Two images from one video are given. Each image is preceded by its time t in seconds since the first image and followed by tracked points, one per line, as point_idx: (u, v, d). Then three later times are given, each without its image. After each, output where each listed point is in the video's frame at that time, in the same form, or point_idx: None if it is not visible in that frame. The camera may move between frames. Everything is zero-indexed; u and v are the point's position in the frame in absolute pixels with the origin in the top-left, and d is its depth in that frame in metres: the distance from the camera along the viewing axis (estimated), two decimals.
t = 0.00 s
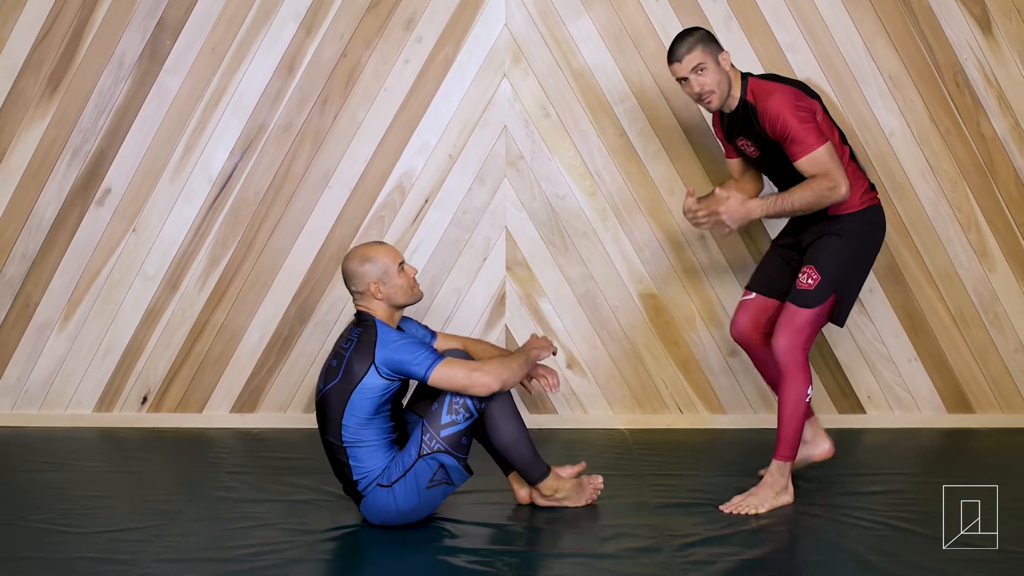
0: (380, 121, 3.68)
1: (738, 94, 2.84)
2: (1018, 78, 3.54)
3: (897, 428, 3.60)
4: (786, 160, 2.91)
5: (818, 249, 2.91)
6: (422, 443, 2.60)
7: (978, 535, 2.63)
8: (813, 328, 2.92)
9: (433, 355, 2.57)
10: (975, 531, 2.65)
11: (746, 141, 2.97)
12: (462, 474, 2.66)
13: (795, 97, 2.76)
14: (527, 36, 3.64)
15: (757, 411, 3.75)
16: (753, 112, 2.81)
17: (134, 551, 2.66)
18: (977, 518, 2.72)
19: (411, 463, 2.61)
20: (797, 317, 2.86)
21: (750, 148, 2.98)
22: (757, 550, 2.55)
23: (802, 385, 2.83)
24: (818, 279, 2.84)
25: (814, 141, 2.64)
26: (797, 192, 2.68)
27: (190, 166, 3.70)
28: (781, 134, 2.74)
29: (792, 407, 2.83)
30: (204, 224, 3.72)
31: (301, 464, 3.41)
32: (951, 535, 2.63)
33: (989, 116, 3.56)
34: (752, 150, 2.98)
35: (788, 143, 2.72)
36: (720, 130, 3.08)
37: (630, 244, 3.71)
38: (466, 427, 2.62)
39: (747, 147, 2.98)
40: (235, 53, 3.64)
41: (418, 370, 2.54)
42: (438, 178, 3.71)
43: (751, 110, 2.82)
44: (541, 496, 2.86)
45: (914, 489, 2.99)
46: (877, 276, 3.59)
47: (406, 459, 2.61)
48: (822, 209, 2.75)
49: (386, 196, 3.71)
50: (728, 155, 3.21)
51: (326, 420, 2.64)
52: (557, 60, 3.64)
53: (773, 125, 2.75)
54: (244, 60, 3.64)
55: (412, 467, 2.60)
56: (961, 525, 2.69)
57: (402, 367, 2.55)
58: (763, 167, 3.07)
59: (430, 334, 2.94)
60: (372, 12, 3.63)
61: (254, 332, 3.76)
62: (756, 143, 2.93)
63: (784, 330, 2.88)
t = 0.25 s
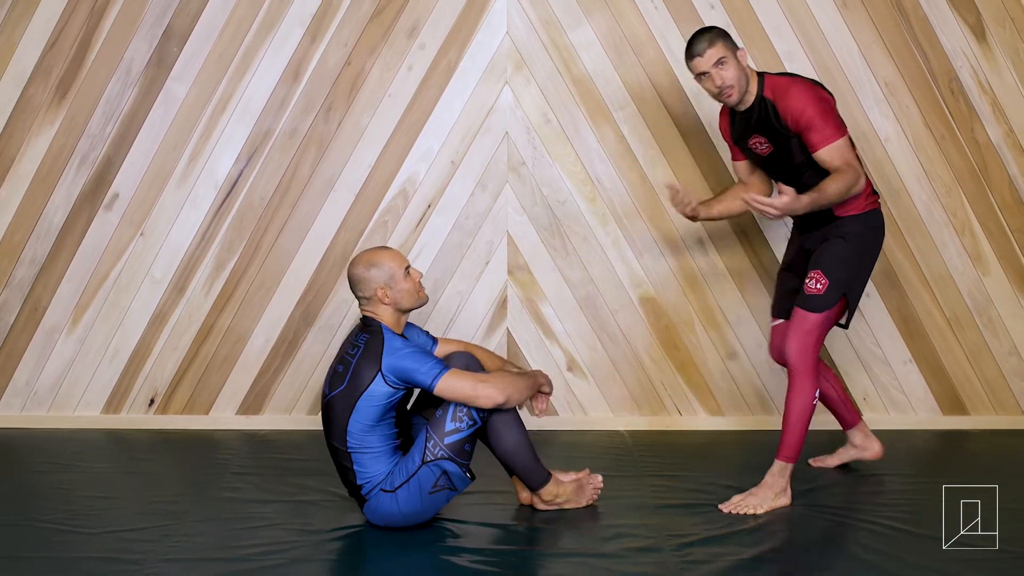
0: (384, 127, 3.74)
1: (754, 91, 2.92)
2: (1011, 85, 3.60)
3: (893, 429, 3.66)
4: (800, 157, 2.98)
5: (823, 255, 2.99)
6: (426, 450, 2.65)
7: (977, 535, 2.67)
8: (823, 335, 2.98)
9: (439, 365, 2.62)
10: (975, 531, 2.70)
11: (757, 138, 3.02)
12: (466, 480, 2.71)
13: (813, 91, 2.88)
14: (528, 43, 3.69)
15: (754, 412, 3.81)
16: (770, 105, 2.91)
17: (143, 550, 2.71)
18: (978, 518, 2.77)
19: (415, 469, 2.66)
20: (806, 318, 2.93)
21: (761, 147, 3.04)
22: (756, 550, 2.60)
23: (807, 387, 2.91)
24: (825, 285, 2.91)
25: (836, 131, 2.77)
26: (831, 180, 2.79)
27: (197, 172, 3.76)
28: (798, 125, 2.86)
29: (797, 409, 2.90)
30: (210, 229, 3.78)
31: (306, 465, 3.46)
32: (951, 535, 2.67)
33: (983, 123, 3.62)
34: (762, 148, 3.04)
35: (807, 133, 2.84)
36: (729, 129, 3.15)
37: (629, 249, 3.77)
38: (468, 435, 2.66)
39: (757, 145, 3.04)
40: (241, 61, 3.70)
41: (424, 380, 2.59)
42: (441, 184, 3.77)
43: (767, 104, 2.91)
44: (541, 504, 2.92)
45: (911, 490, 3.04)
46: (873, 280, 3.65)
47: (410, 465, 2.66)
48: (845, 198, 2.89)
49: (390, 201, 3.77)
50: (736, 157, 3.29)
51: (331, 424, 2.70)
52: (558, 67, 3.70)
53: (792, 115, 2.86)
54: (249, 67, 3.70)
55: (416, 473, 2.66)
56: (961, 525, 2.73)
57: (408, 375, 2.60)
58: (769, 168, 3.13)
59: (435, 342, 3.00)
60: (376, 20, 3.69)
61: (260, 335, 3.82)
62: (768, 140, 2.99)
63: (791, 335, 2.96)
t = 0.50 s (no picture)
0: (387, 133, 3.80)
1: (771, 94, 3.01)
2: (1004, 92, 3.66)
3: (888, 431, 3.72)
4: (817, 162, 3.07)
5: (831, 270, 3.09)
6: (428, 454, 2.70)
7: (977, 535, 2.72)
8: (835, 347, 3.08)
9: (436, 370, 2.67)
10: (975, 531, 2.75)
11: (775, 139, 3.09)
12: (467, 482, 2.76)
13: (832, 94, 2.99)
14: (529, 51, 3.75)
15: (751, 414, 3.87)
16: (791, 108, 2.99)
17: (150, 550, 2.76)
18: (977, 519, 2.82)
19: (417, 473, 2.71)
20: (823, 329, 3.02)
21: (778, 148, 3.11)
22: (755, 549, 2.65)
23: (822, 392, 2.98)
24: (839, 300, 3.03)
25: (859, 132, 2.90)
26: (846, 190, 2.92)
27: (203, 178, 3.82)
28: (820, 127, 2.97)
29: (813, 412, 2.96)
30: (217, 234, 3.84)
31: (310, 466, 3.52)
32: (951, 535, 2.72)
33: (977, 129, 3.67)
34: (778, 150, 3.11)
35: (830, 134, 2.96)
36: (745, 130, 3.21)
37: (628, 253, 3.83)
38: (469, 439, 2.72)
39: (774, 146, 3.11)
40: (247, 69, 3.76)
41: (422, 387, 2.64)
42: (443, 189, 3.82)
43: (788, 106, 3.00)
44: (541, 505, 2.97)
45: (907, 490, 3.10)
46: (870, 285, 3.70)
47: (412, 470, 2.72)
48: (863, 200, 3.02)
49: (393, 206, 3.83)
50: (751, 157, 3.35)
51: (332, 434, 2.74)
52: (558, 75, 3.76)
53: (814, 117, 2.96)
54: (255, 74, 3.76)
55: (419, 478, 2.71)
56: (961, 525, 2.78)
57: (405, 383, 2.65)
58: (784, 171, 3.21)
59: (427, 344, 3.06)
60: (380, 28, 3.75)
61: (265, 338, 3.88)
62: (787, 141, 3.07)
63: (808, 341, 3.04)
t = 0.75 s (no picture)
0: (391, 141, 3.86)
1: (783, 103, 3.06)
2: (998, 100, 3.72)
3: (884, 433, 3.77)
4: (825, 171, 3.12)
5: (829, 275, 3.15)
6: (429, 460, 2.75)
7: (976, 535, 2.77)
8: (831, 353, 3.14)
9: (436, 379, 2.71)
10: (975, 531, 2.80)
11: (785, 147, 3.15)
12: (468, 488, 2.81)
13: (843, 106, 3.03)
14: (530, 60, 3.82)
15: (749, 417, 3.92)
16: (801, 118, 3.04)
17: (159, 551, 2.82)
18: (978, 519, 2.88)
19: (418, 479, 2.77)
20: (819, 332, 3.08)
21: (787, 156, 3.16)
22: (752, 550, 2.71)
23: (815, 395, 3.03)
24: (837, 303, 3.09)
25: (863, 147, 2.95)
26: (841, 203, 3.00)
27: (209, 185, 3.88)
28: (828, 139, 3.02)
29: (806, 413, 3.02)
30: (223, 239, 3.90)
31: (315, 469, 3.57)
32: (951, 535, 2.78)
33: (971, 136, 3.73)
34: (788, 158, 3.16)
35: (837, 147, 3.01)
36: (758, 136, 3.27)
37: (628, 259, 3.88)
38: (471, 446, 2.77)
39: (784, 154, 3.17)
40: (253, 77, 3.82)
41: (420, 395, 2.69)
42: (446, 196, 3.89)
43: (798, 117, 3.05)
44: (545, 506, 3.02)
45: (903, 492, 3.15)
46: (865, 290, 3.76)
47: (414, 475, 2.77)
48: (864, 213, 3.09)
49: (397, 212, 3.89)
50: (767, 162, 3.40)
51: (335, 437, 2.80)
52: (559, 83, 3.82)
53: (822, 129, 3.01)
54: (261, 83, 3.83)
55: (420, 483, 2.76)
56: (961, 526, 2.84)
57: (404, 391, 2.70)
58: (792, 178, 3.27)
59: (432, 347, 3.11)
60: (383, 37, 3.82)
61: (271, 342, 3.94)
62: (797, 150, 3.12)
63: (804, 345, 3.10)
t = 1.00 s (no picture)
0: (392, 144, 3.89)
1: (793, 102, 3.12)
2: (994, 104, 3.76)
3: (881, 434, 3.81)
4: (830, 170, 3.15)
5: (827, 277, 3.17)
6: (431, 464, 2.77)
7: (976, 536, 2.80)
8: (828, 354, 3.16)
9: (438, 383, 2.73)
10: (975, 531, 2.82)
11: (791, 146, 3.19)
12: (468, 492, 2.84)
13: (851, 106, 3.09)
14: (530, 64, 3.85)
15: (747, 418, 3.95)
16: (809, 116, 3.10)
17: (162, 550, 2.85)
18: (978, 519, 2.91)
19: (419, 482, 2.79)
20: (817, 333, 3.11)
21: (792, 155, 3.20)
22: (750, 549, 2.73)
23: (812, 396, 3.06)
24: (834, 306, 3.11)
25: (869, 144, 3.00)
26: (856, 194, 3.00)
27: (212, 187, 3.91)
28: (835, 137, 3.06)
29: (805, 414, 3.05)
30: (226, 242, 3.93)
31: (317, 469, 3.60)
32: (952, 535, 2.80)
33: (967, 140, 3.76)
34: (793, 157, 3.20)
35: (843, 143, 3.05)
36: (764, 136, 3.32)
37: (627, 261, 3.92)
38: (473, 451, 2.78)
39: (790, 154, 3.21)
40: (255, 81, 3.86)
41: (423, 398, 2.71)
42: (446, 198, 3.92)
43: (806, 115, 3.10)
44: (548, 506, 3.04)
45: (899, 492, 3.18)
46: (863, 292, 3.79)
47: (415, 478, 2.80)
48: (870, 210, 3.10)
49: (398, 215, 3.92)
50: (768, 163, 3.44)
51: (338, 437, 2.83)
52: (559, 87, 3.85)
53: (830, 126, 3.06)
54: (263, 86, 3.86)
55: (421, 486, 2.79)
56: (961, 526, 2.86)
57: (407, 394, 2.72)
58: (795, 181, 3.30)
59: (439, 349, 3.14)
60: (385, 41, 3.85)
61: (273, 343, 3.97)
62: (803, 149, 3.16)
63: (800, 345, 3.13)
